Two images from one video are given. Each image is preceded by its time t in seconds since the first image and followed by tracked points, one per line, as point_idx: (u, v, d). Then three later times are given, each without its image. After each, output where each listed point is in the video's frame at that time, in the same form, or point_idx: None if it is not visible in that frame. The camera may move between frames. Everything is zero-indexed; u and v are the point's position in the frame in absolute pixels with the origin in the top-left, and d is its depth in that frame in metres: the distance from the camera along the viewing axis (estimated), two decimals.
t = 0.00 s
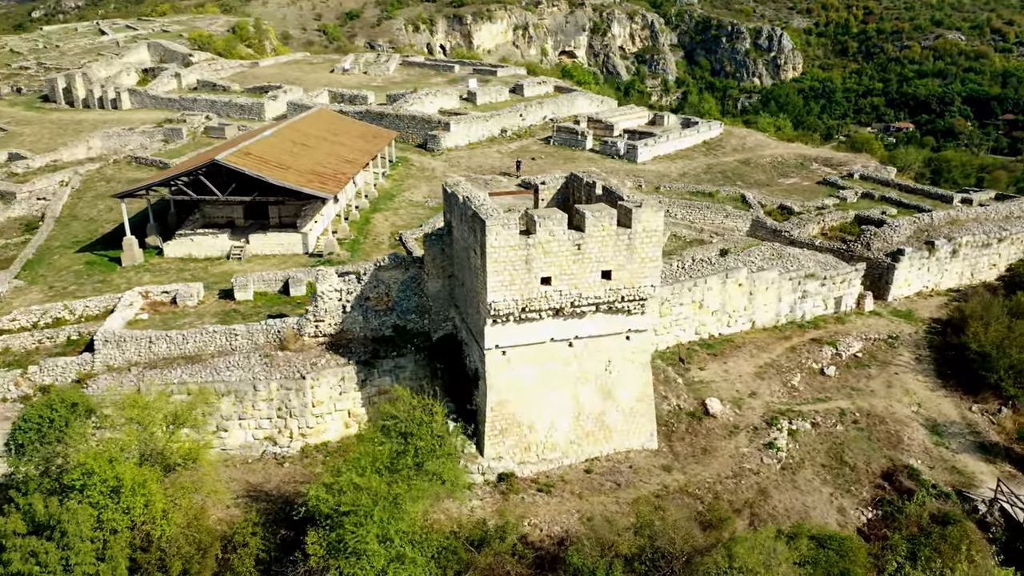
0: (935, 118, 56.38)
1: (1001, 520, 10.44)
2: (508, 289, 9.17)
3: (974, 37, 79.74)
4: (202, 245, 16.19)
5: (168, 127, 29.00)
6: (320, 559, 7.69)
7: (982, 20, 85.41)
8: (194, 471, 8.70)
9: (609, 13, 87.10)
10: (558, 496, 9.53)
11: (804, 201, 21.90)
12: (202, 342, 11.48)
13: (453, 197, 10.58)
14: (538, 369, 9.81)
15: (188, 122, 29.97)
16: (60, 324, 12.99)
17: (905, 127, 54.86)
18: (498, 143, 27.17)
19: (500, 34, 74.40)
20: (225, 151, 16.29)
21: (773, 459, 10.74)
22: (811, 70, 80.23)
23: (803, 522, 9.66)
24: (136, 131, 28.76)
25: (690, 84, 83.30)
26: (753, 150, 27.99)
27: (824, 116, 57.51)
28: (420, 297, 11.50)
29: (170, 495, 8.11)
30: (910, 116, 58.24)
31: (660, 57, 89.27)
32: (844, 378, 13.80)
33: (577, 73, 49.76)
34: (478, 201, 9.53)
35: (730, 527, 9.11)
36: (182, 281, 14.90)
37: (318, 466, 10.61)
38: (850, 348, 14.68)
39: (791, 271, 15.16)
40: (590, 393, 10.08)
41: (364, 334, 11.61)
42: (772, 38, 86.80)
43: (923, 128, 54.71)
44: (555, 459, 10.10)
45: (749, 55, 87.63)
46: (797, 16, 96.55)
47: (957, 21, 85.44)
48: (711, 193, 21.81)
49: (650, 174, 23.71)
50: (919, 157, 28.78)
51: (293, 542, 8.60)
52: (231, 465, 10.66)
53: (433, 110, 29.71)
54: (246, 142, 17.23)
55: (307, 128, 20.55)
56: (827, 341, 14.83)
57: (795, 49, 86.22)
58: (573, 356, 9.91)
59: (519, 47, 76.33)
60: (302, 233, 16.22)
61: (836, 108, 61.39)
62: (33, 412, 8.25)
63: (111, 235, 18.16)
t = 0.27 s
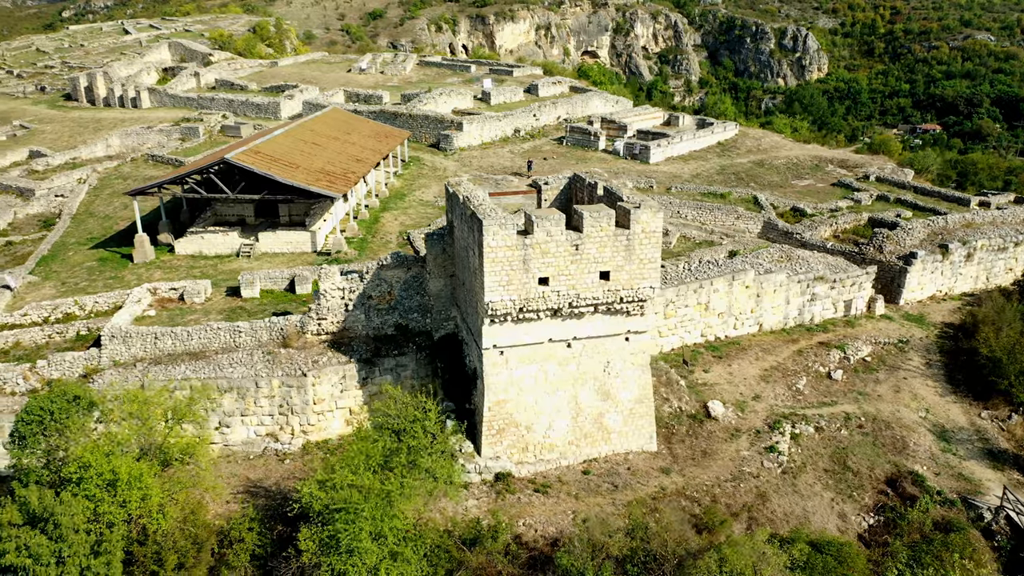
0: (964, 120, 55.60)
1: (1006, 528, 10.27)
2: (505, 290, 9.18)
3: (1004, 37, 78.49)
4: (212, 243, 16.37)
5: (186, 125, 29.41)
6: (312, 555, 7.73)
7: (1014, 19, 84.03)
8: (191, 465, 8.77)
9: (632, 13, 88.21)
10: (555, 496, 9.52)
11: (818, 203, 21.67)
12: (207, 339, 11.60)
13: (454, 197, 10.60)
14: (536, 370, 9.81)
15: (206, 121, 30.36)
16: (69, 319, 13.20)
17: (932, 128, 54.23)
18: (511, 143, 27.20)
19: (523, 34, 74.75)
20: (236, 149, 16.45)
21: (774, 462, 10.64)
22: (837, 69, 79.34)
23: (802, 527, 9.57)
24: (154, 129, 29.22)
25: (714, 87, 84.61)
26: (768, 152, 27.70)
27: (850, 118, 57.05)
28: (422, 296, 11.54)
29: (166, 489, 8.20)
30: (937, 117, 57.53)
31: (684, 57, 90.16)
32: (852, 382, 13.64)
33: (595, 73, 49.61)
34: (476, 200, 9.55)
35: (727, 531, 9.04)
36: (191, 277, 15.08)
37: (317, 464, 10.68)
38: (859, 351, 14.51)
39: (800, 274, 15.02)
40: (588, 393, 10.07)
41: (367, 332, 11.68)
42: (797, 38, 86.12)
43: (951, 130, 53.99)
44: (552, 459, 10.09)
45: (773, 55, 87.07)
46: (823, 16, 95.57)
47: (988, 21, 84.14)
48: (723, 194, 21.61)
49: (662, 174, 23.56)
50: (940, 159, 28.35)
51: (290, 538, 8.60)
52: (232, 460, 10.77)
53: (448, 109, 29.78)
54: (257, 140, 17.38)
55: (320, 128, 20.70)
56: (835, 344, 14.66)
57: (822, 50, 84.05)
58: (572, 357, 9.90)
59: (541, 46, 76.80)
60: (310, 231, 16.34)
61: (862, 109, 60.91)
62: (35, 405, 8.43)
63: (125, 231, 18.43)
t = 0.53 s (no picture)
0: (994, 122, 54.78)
1: (1011, 537, 10.11)
2: (503, 290, 9.18)
3: None
4: (223, 240, 16.54)
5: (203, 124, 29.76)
6: (304, 551, 7.75)
7: None
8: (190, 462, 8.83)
9: (656, 13, 87.93)
10: (551, 497, 9.52)
11: (831, 205, 21.41)
12: (211, 336, 11.72)
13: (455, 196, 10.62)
14: (534, 370, 9.81)
15: (223, 121, 30.68)
16: (79, 315, 13.41)
17: (960, 130, 53.55)
18: (524, 143, 27.20)
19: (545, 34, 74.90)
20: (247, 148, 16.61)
21: (775, 467, 10.55)
22: (863, 70, 78.27)
23: (800, 532, 9.49)
24: (172, 128, 29.63)
25: (739, 88, 84.53)
26: (783, 153, 27.41)
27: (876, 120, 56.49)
28: (424, 295, 11.57)
29: (163, 483, 8.31)
30: (966, 119, 56.77)
31: (708, 58, 89.74)
32: (859, 387, 13.48)
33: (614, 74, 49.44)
34: (476, 200, 9.56)
35: (723, 534, 8.98)
36: (201, 275, 15.25)
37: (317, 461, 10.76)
38: (867, 356, 14.33)
39: (808, 277, 14.87)
40: (587, 395, 10.04)
41: (369, 331, 11.73)
42: (822, 39, 85.35)
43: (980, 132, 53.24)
44: (550, 460, 10.07)
45: (798, 56, 86.38)
46: (849, 16, 94.34)
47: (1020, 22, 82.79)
48: (735, 196, 21.39)
49: (674, 176, 23.43)
50: (961, 162, 27.92)
51: (286, 534, 8.63)
52: (235, 456, 10.88)
53: (461, 110, 29.80)
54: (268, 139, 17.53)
55: (332, 127, 20.84)
56: (843, 348, 14.50)
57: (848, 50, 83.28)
58: (570, 358, 9.89)
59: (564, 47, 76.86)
60: (319, 230, 16.47)
61: (889, 111, 60.29)
62: (36, 399, 8.69)
63: (138, 229, 18.68)
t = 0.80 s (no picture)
0: None
1: (1016, 547, 9.95)
2: (500, 291, 9.19)
3: None
4: (233, 239, 16.72)
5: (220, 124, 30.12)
6: (297, 548, 7.83)
7: None
8: (185, 457, 8.87)
9: (679, 13, 87.64)
10: (546, 498, 9.52)
11: (845, 208, 21.11)
12: (215, 333, 11.85)
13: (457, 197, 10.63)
14: (532, 371, 9.83)
15: (239, 120, 30.99)
16: (89, 311, 13.61)
17: (988, 133, 52.83)
18: (536, 143, 27.22)
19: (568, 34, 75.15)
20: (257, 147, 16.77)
21: (775, 471, 10.47)
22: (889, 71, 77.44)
23: (798, 538, 9.41)
24: (189, 127, 30.02)
25: (762, 88, 84.27)
26: (798, 154, 27.09)
27: (902, 122, 55.89)
28: (426, 295, 11.63)
29: (161, 478, 8.40)
30: (994, 121, 56.01)
31: (732, 58, 89.85)
32: (865, 392, 13.33)
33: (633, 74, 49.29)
34: (475, 200, 9.57)
35: (717, 539, 8.93)
36: (210, 272, 15.42)
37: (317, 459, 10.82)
38: (876, 360, 14.16)
39: (816, 279, 14.72)
40: (584, 396, 10.03)
41: (371, 330, 11.78)
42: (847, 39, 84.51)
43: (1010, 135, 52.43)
44: (547, 462, 10.08)
45: (823, 57, 85.64)
46: (876, 16, 93.18)
47: None
48: (747, 198, 21.22)
49: (686, 177, 23.30)
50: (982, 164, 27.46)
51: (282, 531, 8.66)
52: (237, 453, 11.00)
53: (475, 110, 29.79)
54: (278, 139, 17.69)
55: (344, 127, 20.99)
56: (850, 352, 14.35)
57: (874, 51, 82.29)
58: (568, 359, 9.89)
59: (586, 47, 77.17)
60: (328, 229, 16.58)
61: (915, 113, 59.68)
62: (38, 394, 9.02)
63: (151, 226, 18.94)
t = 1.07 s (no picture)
0: None
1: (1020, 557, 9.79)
2: (497, 292, 9.22)
3: None
4: (243, 237, 16.88)
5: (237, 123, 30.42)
6: (290, 545, 7.89)
7: None
8: (183, 453, 8.98)
9: (702, 13, 87.19)
10: (542, 500, 9.53)
11: (858, 211, 20.83)
12: (220, 331, 11.99)
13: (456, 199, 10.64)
14: (530, 373, 9.83)
15: (255, 120, 31.27)
16: (99, 308, 13.82)
17: (1018, 135, 52.20)
18: (549, 144, 27.20)
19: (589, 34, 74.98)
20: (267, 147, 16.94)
21: (775, 476, 10.40)
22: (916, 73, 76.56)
23: (795, 544, 9.33)
24: (206, 126, 30.35)
25: (786, 89, 83.52)
26: (812, 156, 26.60)
27: (928, 123, 55.18)
28: (428, 295, 11.68)
29: (160, 474, 8.51)
30: None
31: (755, 58, 88.96)
32: (871, 397, 13.19)
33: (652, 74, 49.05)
34: (474, 200, 9.60)
35: (713, 543, 8.88)
36: (219, 271, 15.59)
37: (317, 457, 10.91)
38: (883, 365, 14.01)
39: (824, 283, 14.59)
40: (582, 398, 10.03)
41: (373, 329, 11.84)
42: (873, 40, 83.61)
43: None
44: (544, 463, 10.08)
45: (848, 57, 84.73)
46: (902, 16, 91.87)
47: None
48: (759, 200, 21.01)
49: (698, 179, 23.12)
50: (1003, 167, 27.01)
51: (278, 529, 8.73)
52: (239, 450, 11.11)
53: (488, 110, 29.77)
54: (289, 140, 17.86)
55: (356, 127, 21.13)
56: (858, 357, 14.20)
57: (901, 53, 82.44)
58: (566, 361, 9.88)
59: (608, 47, 76.89)
60: (336, 229, 16.70)
61: (942, 114, 58.88)
62: (39, 391, 9.20)
63: (164, 225, 19.18)
